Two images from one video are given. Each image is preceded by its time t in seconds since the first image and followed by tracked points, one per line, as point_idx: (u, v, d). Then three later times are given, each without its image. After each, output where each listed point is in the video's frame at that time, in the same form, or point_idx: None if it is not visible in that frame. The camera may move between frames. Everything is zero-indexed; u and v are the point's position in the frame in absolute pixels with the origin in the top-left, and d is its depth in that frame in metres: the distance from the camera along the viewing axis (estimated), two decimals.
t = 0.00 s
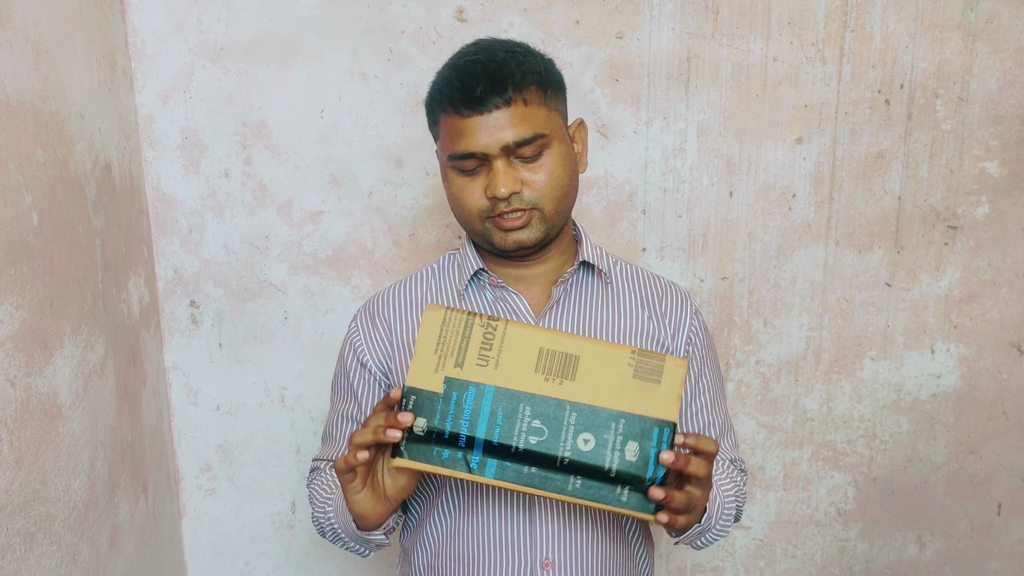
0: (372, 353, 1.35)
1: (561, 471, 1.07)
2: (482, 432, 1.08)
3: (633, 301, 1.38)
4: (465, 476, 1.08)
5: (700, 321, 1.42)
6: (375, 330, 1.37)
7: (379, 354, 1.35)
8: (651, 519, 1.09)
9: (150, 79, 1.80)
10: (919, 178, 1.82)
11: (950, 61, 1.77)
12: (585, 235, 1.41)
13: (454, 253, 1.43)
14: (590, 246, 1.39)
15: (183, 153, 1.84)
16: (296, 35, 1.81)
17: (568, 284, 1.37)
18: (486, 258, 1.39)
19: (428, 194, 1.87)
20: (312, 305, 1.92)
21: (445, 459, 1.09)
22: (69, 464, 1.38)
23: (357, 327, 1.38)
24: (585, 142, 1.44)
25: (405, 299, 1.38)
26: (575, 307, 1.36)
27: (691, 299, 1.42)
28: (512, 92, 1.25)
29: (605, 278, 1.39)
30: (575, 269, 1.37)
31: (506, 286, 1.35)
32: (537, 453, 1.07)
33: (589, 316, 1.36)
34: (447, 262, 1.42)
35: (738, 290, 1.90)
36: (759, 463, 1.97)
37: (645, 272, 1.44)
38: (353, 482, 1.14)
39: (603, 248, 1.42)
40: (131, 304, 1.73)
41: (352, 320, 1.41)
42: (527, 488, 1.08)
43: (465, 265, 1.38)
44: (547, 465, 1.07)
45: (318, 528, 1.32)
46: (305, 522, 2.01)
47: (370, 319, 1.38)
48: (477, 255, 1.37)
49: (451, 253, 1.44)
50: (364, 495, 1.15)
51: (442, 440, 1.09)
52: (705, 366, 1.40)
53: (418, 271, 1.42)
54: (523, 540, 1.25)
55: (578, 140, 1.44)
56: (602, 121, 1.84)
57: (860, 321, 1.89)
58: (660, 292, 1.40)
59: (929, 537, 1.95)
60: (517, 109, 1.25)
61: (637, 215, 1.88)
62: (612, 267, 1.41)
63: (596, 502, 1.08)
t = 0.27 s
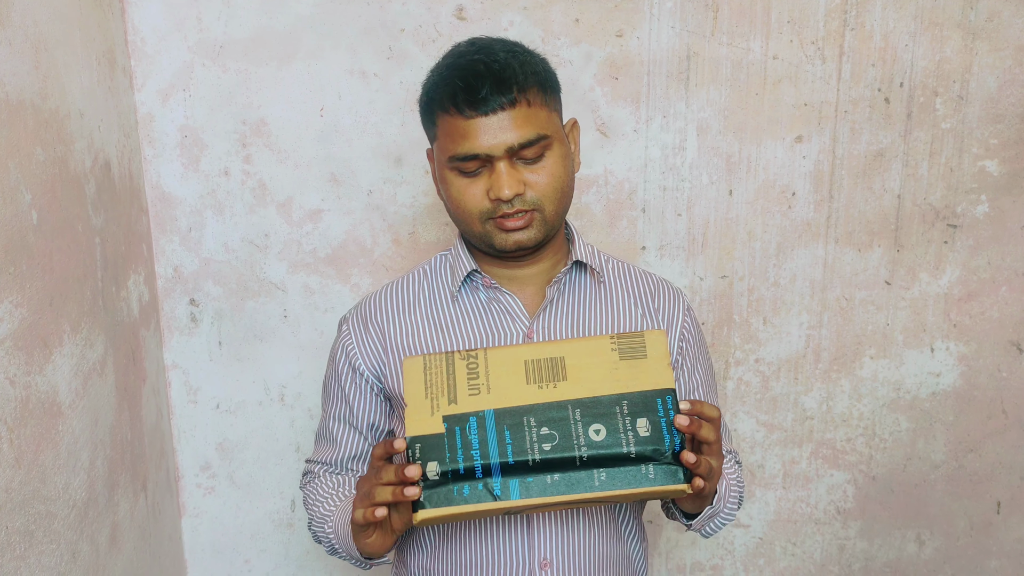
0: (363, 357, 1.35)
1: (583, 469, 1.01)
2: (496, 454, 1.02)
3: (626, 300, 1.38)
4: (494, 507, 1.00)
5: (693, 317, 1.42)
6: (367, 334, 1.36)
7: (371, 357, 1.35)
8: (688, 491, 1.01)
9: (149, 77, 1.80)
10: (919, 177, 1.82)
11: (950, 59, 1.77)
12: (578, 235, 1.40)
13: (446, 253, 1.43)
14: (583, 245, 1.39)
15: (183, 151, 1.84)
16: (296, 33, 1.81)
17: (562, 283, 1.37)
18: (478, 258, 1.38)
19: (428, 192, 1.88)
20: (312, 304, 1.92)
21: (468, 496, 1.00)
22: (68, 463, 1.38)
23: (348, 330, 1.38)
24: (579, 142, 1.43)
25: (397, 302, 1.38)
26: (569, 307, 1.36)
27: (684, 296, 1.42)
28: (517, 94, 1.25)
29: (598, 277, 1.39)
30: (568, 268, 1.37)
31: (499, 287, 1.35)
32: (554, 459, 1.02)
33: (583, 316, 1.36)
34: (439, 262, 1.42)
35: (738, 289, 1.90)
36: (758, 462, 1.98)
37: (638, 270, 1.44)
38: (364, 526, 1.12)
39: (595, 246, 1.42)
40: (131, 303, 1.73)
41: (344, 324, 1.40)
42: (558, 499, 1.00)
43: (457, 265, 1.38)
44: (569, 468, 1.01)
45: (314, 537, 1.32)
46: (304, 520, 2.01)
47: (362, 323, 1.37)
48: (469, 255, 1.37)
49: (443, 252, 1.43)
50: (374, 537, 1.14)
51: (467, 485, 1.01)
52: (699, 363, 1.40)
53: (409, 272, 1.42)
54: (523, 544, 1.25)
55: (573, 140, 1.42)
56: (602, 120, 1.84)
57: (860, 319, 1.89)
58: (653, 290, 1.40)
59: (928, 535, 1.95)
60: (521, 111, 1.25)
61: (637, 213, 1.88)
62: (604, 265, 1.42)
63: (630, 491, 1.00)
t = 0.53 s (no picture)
0: (355, 358, 1.35)
1: (580, 449, 0.98)
2: (492, 447, 1.00)
3: (619, 298, 1.38)
4: (493, 490, 0.95)
5: (685, 316, 1.43)
6: (358, 335, 1.36)
7: (362, 359, 1.35)
8: (690, 455, 0.96)
9: (147, 76, 1.80)
10: (917, 176, 1.82)
11: (949, 58, 1.77)
12: (569, 235, 1.41)
13: (438, 253, 1.43)
14: (574, 245, 1.39)
15: (181, 150, 1.84)
16: (294, 32, 1.80)
17: (554, 283, 1.37)
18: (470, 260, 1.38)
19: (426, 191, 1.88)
20: (311, 302, 1.92)
21: (464, 485, 0.96)
22: (66, 462, 1.38)
23: (339, 331, 1.38)
24: (569, 143, 1.43)
25: (388, 302, 1.38)
26: (562, 306, 1.36)
27: (676, 295, 1.42)
28: (505, 97, 1.24)
29: (590, 276, 1.39)
30: (560, 268, 1.37)
31: (491, 288, 1.35)
32: (550, 443, 0.99)
33: (577, 315, 1.36)
34: (431, 262, 1.42)
35: (736, 288, 1.90)
36: (756, 461, 1.98)
37: (629, 268, 1.44)
38: (357, 528, 1.12)
39: (587, 245, 1.42)
40: (129, 301, 1.73)
41: (336, 324, 1.40)
42: (557, 477, 0.95)
43: (449, 266, 1.38)
44: (566, 449, 0.98)
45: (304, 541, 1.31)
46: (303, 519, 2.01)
47: (353, 324, 1.38)
48: (461, 256, 1.37)
49: (435, 252, 1.44)
50: (365, 539, 1.14)
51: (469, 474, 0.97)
52: (692, 361, 1.41)
53: (400, 273, 1.42)
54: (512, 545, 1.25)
55: (563, 141, 1.42)
56: (600, 119, 1.84)
57: (858, 318, 1.89)
58: (645, 288, 1.41)
59: (926, 534, 1.96)
60: (509, 114, 1.24)
61: (636, 213, 1.88)
62: (597, 264, 1.42)
63: (630, 461, 0.96)
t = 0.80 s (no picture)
0: (347, 360, 1.36)
1: (570, 435, 0.98)
2: (483, 444, 1.01)
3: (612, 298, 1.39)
4: (484, 479, 0.95)
5: (678, 315, 1.44)
6: (350, 336, 1.37)
7: (355, 360, 1.36)
8: (679, 429, 0.97)
9: (145, 75, 1.80)
10: (915, 176, 1.82)
11: (946, 58, 1.77)
12: (562, 235, 1.41)
13: (430, 254, 1.43)
14: (568, 245, 1.39)
15: (179, 149, 1.84)
16: (292, 31, 1.80)
17: (548, 284, 1.37)
18: (463, 261, 1.38)
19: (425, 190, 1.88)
20: (309, 302, 1.92)
21: (457, 479, 0.96)
22: (64, 461, 1.38)
23: (332, 333, 1.38)
24: (562, 143, 1.43)
25: (381, 304, 1.39)
26: (555, 307, 1.36)
27: (669, 295, 1.43)
28: (496, 98, 1.24)
29: (584, 276, 1.39)
30: (553, 269, 1.37)
31: (484, 288, 1.35)
32: (540, 433, 1.00)
33: (570, 316, 1.36)
34: (423, 264, 1.42)
35: (734, 287, 1.90)
36: (754, 460, 1.98)
37: (622, 268, 1.45)
38: (352, 532, 1.10)
39: (580, 245, 1.42)
40: (127, 300, 1.73)
41: (328, 326, 1.40)
42: (548, 463, 0.95)
43: (442, 267, 1.38)
44: (556, 437, 0.99)
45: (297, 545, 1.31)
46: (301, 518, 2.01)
47: (345, 326, 1.38)
48: (454, 258, 1.37)
49: (427, 254, 1.44)
50: (358, 542, 1.13)
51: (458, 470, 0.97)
52: (685, 361, 1.41)
53: (393, 275, 1.42)
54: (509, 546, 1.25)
55: (555, 141, 1.42)
56: (599, 118, 1.84)
57: (856, 318, 1.89)
58: (638, 288, 1.41)
59: (923, 534, 1.96)
60: (500, 115, 1.24)
61: (634, 212, 1.88)
62: (590, 265, 1.42)
63: (619, 440, 0.96)
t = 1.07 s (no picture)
0: (340, 361, 1.35)
1: (580, 443, 0.98)
2: (492, 464, 0.99)
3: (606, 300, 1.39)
4: (507, 509, 0.94)
5: (671, 318, 1.44)
6: (343, 337, 1.36)
7: (348, 361, 1.35)
8: (684, 422, 0.98)
9: (143, 74, 1.80)
10: (913, 176, 1.82)
11: (944, 58, 1.77)
12: (556, 237, 1.41)
13: (424, 255, 1.43)
14: (562, 247, 1.40)
15: (177, 148, 1.83)
16: (290, 30, 1.80)
17: (543, 285, 1.37)
18: (458, 261, 1.38)
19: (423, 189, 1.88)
20: (307, 301, 1.92)
21: (479, 512, 0.95)
22: (61, 460, 1.38)
23: (323, 334, 1.37)
24: (556, 142, 1.43)
25: (373, 305, 1.38)
26: (550, 309, 1.36)
27: (662, 298, 1.44)
28: (489, 87, 1.25)
29: (578, 278, 1.40)
30: (548, 270, 1.38)
31: (479, 290, 1.35)
32: (548, 446, 0.99)
33: (565, 318, 1.36)
34: (417, 264, 1.42)
35: (732, 287, 1.90)
36: (752, 460, 1.98)
37: (616, 271, 1.45)
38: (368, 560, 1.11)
39: (574, 247, 1.42)
40: (125, 299, 1.73)
41: (320, 326, 1.40)
42: (565, 480, 0.95)
43: (436, 268, 1.37)
44: (567, 448, 0.98)
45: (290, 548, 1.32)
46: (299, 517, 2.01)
47: (338, 326, 1.38)
48: (449, 259, 1.37)
49: (421, 254, 1.43)
50: (375, 569, 1.14)
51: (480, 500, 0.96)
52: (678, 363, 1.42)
53: (385, 275, 1.42)
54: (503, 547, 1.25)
55: (550, 140, 1.43)
56: (597, 118, 1.84)
57: (854, 318, 1.89)
58: (632, 291, 1.42)
59: (921, 533, 1.96)
60: (492, 104, 1.25)
61: (632, 212, 1.88)
62: (584, 267, 1.43)
63: (630, 445, 0.96)
